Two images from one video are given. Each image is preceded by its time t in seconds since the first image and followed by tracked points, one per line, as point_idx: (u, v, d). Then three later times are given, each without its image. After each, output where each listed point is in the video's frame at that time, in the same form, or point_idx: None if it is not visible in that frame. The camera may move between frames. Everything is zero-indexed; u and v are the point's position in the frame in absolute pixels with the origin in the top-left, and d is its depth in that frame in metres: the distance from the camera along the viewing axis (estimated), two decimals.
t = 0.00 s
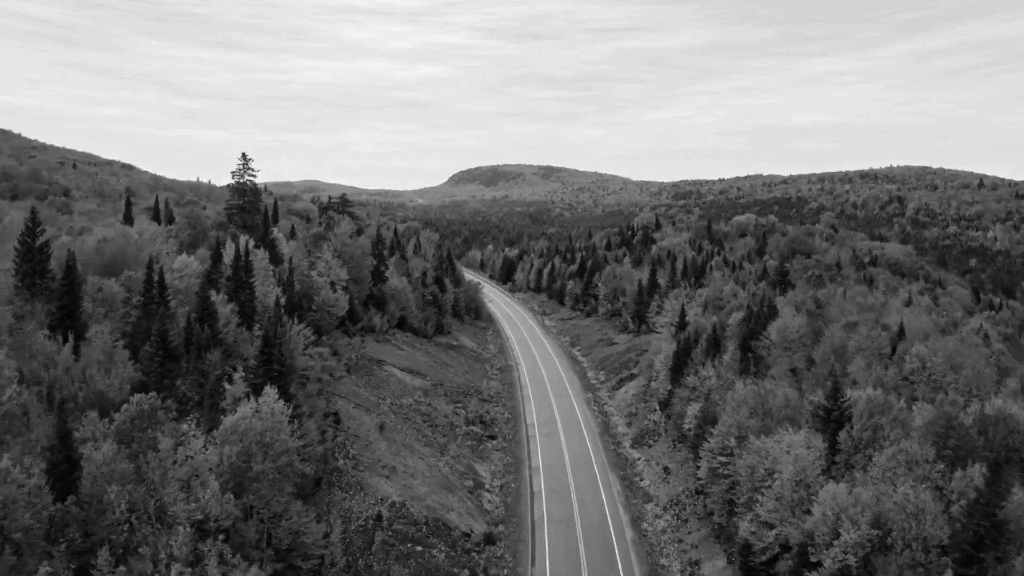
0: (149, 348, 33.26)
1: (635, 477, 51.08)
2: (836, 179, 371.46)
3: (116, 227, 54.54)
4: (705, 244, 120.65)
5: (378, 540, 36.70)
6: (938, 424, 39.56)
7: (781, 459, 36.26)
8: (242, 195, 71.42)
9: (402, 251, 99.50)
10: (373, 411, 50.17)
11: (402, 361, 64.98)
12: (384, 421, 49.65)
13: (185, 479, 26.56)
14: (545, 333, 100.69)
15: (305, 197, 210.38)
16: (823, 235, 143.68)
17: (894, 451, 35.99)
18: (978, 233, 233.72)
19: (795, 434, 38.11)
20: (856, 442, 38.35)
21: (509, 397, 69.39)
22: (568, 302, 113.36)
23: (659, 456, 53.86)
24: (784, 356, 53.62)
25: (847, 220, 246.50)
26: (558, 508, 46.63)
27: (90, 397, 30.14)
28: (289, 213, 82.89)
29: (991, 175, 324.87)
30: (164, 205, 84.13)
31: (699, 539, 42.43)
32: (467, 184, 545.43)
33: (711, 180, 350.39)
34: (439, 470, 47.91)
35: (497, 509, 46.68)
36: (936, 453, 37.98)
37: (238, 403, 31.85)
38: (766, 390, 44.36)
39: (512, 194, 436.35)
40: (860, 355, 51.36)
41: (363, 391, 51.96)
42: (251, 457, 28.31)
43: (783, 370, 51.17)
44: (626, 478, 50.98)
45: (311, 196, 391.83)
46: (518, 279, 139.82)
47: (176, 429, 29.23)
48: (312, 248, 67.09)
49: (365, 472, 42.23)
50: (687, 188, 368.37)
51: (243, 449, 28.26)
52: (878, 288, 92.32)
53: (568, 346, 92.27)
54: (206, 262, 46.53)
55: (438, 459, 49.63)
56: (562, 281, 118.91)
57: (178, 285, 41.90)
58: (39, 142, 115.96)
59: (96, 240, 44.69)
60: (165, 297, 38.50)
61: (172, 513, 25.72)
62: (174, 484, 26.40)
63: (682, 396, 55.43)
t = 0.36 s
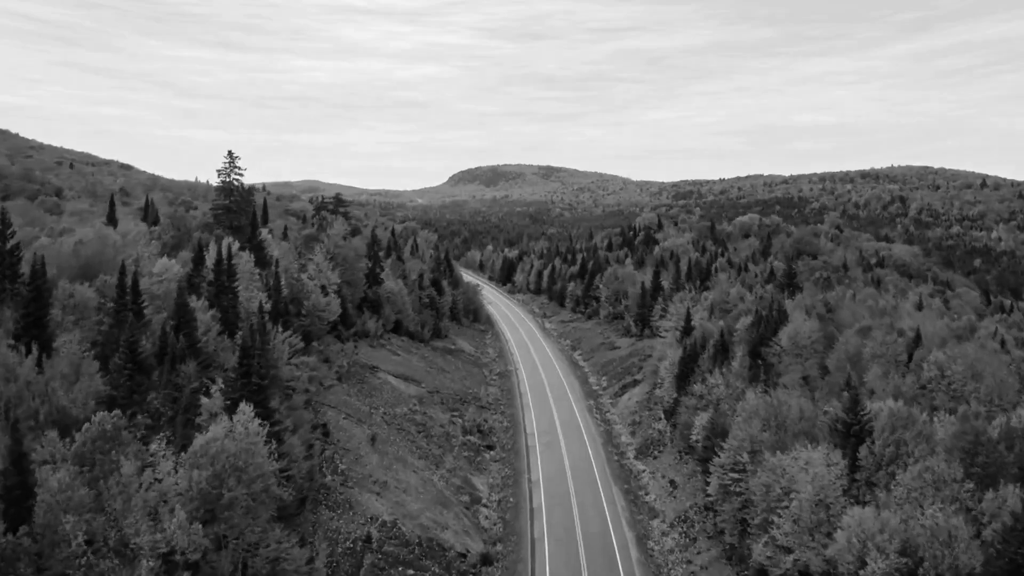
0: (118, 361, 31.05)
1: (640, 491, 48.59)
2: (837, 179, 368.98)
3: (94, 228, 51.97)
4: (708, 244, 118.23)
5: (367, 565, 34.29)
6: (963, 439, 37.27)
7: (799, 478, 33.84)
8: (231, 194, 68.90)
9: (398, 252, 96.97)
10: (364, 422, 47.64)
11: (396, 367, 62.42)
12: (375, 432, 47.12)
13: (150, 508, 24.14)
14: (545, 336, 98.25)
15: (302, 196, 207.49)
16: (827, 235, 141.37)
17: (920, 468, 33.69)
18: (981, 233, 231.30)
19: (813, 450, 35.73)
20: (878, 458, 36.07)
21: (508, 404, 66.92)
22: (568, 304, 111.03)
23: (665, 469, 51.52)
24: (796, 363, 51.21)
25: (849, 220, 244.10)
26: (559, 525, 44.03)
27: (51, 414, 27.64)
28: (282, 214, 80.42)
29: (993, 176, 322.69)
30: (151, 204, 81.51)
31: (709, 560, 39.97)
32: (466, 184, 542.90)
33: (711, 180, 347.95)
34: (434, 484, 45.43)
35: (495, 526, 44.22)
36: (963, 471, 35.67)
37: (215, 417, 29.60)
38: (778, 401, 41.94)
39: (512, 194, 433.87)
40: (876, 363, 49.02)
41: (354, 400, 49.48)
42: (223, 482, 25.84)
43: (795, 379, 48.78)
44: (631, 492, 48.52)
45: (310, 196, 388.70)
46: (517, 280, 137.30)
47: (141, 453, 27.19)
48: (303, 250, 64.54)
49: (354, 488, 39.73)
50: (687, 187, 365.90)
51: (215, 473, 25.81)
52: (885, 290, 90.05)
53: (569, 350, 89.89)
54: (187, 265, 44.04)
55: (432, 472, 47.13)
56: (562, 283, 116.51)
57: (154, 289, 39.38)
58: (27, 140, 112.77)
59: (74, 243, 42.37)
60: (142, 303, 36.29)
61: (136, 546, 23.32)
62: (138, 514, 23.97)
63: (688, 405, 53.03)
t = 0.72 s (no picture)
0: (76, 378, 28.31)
1: (646, 509, 45.80)
2: (839, 179, 365.96)
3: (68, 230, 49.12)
4: (712, 245, 115.34)
5: None
6: (997, 459, 34.64)
7: (821, 504, 31.16)
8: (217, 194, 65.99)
9: (394, 253, 94.09)
10: (353, 435, 44.84)
11: (390, 374, 59.62)
12: (365, 446, 44.33)
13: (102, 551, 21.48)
14: (544, 340, 95.44)
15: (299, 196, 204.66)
16: (832, 236, 138.46)
17: (954, 493, 31.07)
18: (986, 233, 228.30)
19: (836, 471, 33.06)
20: (906, 480, 33.54)
21: (507, 413, 64.14)
22: (569, 306, 108.21)
23: (672, 485, 48.70)
24: (811, 373, 48.43)
25: (852, 220, 241.22)
26: (559, 546, 41.15)
27: None
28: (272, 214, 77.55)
29: (996, 176, 319.70)
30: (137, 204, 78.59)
31: None
32: (466, 184, 540.08)
33: (713, 180, 345.05)
34: (427, 503, 42.64)
35: (492, 548, 41.44)
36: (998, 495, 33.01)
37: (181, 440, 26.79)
38: (795, 416, 39.20)
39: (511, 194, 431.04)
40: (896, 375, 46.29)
41: (343, 412, 46.73)
42: (185, 516, 23.02)
43: (811, 391, 46.07)
44: (636, 509, 45.71)
45: (309, 196, 384.89)
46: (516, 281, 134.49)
47: (95, 484, 24.46)
48: (292, 253, 61.75)
49: (341, 510, 36.91)
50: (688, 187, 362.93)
51: (177, 507, 23.05)
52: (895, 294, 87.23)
53: (569, 354, 87.11)
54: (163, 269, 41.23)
55: (426, 489, 44.33)
56: (562, 284, 113.68)
57: (124, 295, 36.57)
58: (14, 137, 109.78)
59: (44, 247, 39.65)
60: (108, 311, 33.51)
61: None
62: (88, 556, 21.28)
63: (698, 417, 50.31)
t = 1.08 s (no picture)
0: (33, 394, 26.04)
1: (652, 526, 43.36)
2: (840, 179, 363.31)
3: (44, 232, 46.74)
4: (715, 246, 112.99)
5: None
6: None
7: (845, 529, 28.77)
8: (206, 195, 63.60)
9: (390, 254, 91.71)
10: (342, 448, 42.42)
11: (384, 382, 57.24)
12: (355, 461, 41.88)
13: None
14: (545, 343, 93.05)
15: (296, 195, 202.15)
16: (837, 236, 135.98)
17: (991, 517, 28.69)
18: (990, 233, 225.58)
19: (859, 493, 30.70)
20: (935, 502, 31.22)
21: (505, 421, 61.80)
22: (570, 309, 105.78)
23: (680, 500, 46.26)
24: (825, 382, 46.07)
25: (854, 220, 238.52)
26: (561, 566, 38.79)
27: None
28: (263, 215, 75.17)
29: (998, 176, 317.00)
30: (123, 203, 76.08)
31: None
32: (466, 184, 537.71)
33: (713, 180, 342.47)
34: (421, 521, 40.21)
35: (490, 570, 38.95)
36: None
37: (146, 464, 24.39)
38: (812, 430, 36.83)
39: (511, 194, 428.79)
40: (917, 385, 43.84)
41: (333, 424, 44.35)
42: (143, 554, 20.55)
43: (826, 402, 43.70)
44: (643, 526, 43.29)
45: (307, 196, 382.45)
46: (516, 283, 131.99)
47: (46, 516, 22.12)
48: (282, 255, 59.25)
49: (327, 531, 34.46)
50: (688, 187, 360.35)
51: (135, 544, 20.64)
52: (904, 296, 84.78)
53: (571, 359, 84.74)
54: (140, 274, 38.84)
55: (419, 506, 41.85)
56: (562, 286, 111.27)
57: (95, 301, 34.21)
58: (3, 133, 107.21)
59: (13, 251, 37.34)
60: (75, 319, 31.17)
61: None
62: None
63: (707, 428, 47.95)
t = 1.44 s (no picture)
0: None
1: (660, 547, 40.62)
2: (841, 179, 360.10)
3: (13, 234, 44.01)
4: (720, 247, 110.16)
5: None
6: None
7: (876, 563, 26.05)
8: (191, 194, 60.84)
9: (386, 256, 88.91)
10: (329, 465, 39.69)
11: (376, 391, 54.52)
12: (342, 479, 39.09)
13: None
14: (545, 348, 90.22)
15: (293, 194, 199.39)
16: (843, 237, 133.05)
17: None
18: (995, 233, 222.30)
19: (890, 520, 27.99)
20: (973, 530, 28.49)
21: (504, 431, 59.03)
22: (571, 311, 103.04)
23: (690, 519, 43.57)
24: (844, 394, 43.32)
25: (857, 220, 235.35)
26: None
27: None
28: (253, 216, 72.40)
29: (1002, 176, 313.79)
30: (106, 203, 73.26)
31: None
32: (466, 184, 534.74)
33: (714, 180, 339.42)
34: (412, 544, 37.47)
35: None
36: None
37: (97, 497, 21.82)
38: (834, 448, 34.13)
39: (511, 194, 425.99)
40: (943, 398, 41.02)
41: (319, 438, 41.64)
42: None
43: (845, 416, 40.94)
44: (650, 547, 40.54)
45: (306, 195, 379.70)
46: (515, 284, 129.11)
47: None
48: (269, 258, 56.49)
49: (309, 559, 31.70)
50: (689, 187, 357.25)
51: None
52: (916, 300, 81.84)
53: (572, 364, 81.97)
54: (110, 279, 36.15)
55: (411, 528, 39.11)
56: (563, 288, 108.42)
57: (56, 310, 31.58)
58: None
59: None
60: (31, 330, 28.60)
61: None
62: None
63: (717, 442, 45.21)
